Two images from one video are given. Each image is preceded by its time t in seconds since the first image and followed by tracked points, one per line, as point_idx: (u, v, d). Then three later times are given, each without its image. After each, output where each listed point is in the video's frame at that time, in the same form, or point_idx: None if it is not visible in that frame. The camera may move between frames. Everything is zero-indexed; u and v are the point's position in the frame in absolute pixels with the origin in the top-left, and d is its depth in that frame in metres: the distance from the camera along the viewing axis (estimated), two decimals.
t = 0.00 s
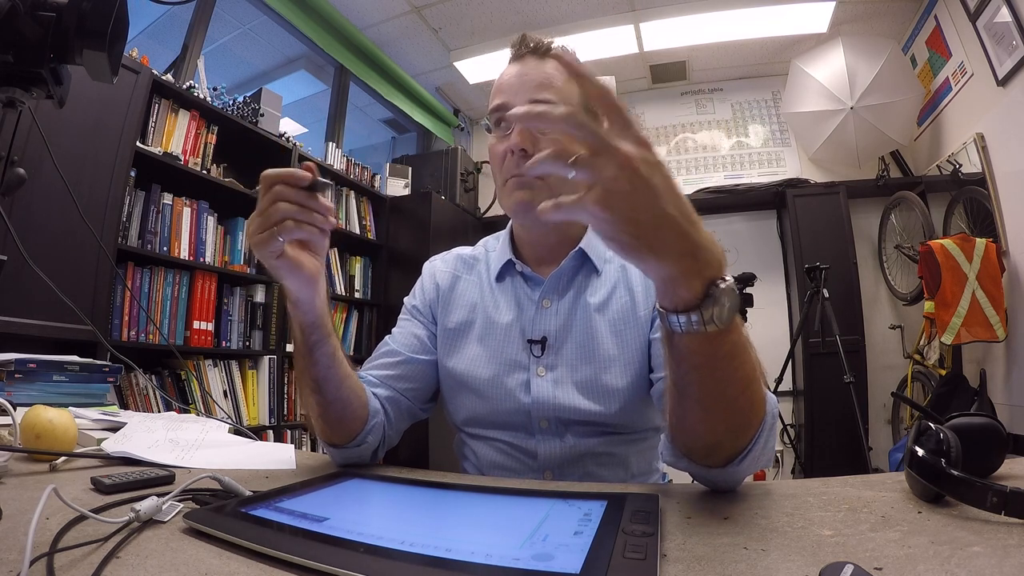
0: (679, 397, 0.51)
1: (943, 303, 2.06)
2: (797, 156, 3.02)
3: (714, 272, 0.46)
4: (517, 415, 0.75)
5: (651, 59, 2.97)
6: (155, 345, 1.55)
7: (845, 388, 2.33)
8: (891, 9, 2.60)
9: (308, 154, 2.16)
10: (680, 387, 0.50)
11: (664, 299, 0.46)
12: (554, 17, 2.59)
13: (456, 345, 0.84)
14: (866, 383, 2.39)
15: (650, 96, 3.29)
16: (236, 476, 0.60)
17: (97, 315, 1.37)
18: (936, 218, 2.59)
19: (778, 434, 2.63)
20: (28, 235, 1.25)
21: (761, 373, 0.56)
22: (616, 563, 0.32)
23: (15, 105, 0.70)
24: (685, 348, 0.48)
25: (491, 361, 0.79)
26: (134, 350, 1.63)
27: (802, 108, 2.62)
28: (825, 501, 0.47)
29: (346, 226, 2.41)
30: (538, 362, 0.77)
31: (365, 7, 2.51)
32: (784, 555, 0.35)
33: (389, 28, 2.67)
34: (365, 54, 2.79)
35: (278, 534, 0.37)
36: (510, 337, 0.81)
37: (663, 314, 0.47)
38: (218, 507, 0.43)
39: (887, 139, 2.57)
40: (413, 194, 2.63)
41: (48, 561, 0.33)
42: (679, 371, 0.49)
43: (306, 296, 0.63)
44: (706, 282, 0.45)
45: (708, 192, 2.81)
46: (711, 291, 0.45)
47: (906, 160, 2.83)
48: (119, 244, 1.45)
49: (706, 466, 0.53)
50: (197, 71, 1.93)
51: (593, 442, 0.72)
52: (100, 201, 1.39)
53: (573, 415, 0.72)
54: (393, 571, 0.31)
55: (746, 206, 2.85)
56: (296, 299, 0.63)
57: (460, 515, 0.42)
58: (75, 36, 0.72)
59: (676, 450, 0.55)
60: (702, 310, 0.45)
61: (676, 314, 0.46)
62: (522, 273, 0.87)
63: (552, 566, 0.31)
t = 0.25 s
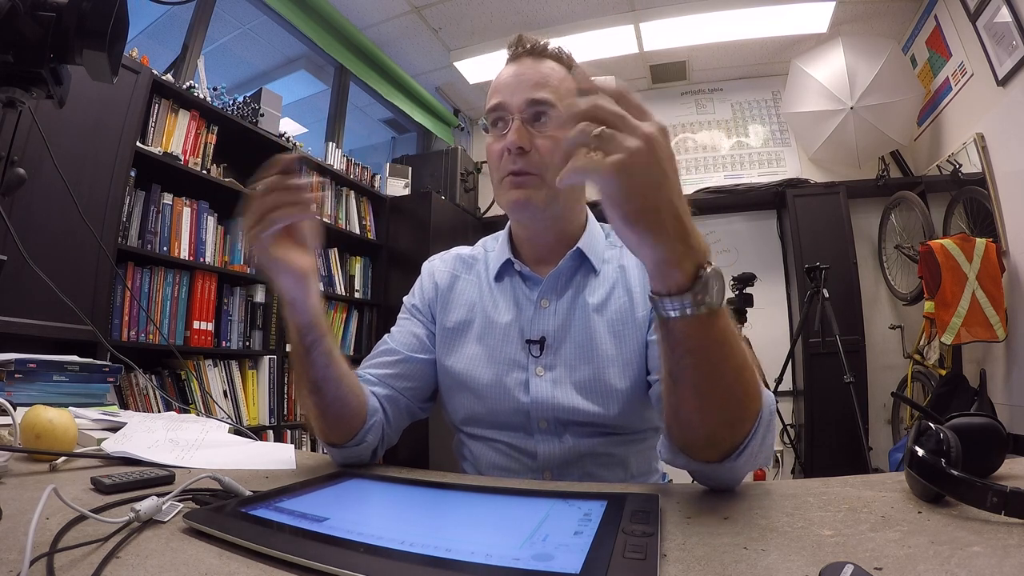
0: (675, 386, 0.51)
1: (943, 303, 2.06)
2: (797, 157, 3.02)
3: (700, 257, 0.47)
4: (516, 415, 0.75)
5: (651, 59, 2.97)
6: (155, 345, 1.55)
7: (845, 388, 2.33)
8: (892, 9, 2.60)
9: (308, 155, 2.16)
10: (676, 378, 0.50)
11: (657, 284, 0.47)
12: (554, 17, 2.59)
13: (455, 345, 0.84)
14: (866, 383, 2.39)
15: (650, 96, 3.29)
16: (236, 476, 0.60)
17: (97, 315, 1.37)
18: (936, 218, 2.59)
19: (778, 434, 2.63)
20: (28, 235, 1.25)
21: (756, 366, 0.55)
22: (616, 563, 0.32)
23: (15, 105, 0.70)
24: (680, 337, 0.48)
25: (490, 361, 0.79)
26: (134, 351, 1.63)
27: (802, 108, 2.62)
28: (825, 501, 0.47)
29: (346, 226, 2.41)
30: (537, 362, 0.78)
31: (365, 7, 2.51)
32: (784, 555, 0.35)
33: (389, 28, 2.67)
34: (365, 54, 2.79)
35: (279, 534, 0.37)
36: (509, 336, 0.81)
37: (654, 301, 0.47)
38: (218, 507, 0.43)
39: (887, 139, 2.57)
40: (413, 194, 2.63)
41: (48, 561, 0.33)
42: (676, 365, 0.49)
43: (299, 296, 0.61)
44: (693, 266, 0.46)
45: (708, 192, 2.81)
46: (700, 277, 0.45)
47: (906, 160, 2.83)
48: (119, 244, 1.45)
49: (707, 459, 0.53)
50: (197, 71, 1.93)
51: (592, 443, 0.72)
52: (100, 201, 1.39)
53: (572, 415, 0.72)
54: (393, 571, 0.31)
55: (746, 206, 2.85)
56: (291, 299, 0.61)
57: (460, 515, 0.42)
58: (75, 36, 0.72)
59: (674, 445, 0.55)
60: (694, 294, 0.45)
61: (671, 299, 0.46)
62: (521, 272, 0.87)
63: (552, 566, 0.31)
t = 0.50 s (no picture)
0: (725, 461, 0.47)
1: (943, 303, 2.06)
2: (797, 157, 3.02)
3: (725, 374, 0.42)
4: (517, 414, 0.75)
5: (651, 59, 2.97)
6: (155, 345, 1.55)
7: (845, 388, 2.33)
8: (892, 9, 2.60)
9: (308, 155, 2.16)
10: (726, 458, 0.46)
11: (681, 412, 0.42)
12: (554, 17, 2.59)
13: (456, 345, 0.85)
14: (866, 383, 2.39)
15: (650, 95, 3.29)
16: (237, 476, 0.60)
17: (97, 315, 1.37)
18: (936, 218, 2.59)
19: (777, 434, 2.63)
20: (28, 235, 1.25)
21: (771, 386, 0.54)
22: (616, 563, 0.32)
23: (15, 105, 0.70)
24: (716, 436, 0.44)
25: (492, 360, 0.79)
26: (134, 351, 1.63)
27: (802, 108, 2.62)
28: (825, 501, 0.47)
29: (346, 226, 2.41)
30: (539, 361, 0.78)
31: (365, 7, 2.51)
32: (785, 555, 0.35)
33: (389, 28, 2.67)
34: (365, 54, 2.79)
35: (279, 534, 0.37)
36: (511, 335, 0.81)
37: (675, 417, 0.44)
38: (218, 507, 0.43)
39: (887, 139, 2.57)
40: (413, 194, 2.63)
41: (48, 561, 0.33)
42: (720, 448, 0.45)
43: (308, 300, 0.63)
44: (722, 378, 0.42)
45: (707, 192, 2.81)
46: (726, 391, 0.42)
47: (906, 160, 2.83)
48: (119, 244, 1.45)
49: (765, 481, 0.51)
50: (197, 71, 1.93)
51: (593, 443, 0.72)
52: (100, 201, 1.39)
53: (572, 414, 0.72)
54: (393, 571, 0.31)
55: (746, 206, 2.85)
56: (297, 302, 0.63)
57: (460, 515, 0.42)
58: (75, 36, 0.72)
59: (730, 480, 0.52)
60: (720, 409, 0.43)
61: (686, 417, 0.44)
62: (523, 271, 0.87)
63: (552, 566, 0.31)
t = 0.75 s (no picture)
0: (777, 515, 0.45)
1: (943, 303, 2.06)
2: (797, 157, 3.02)
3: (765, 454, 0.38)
4: (524, 420, 0.75)
5: (651, 59, 2.97)
6: (155, 345, 1.55)
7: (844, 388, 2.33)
8: (891, 9, 2.60)
9: (308, 154, 2.16)
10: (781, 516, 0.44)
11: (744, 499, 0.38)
12: (554, 17, 2.60)
13: (463, 349, 0.84)
14: (866, 383, 2.39)
15: (650, 96, 3.29)
16: (236, 476, 0.60)
17: (97, 315, 1.37)
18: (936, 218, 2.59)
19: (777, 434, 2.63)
20: (28, 235, 1.25)
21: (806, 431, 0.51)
22: (617, 563, 0.32)
23: (16, 105, 0.70)
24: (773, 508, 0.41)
25: (501, 365, 0.79)
26: (134, 350, 1.63)
27: (802, 108, 2.62)
28: (825, 501, 0.47)
29: (346, 226, 2.42)
30: (548, 366, 0.77)
31: (365, 7, 2.51)
32: (784, 555, 0.35)
33: (389, 28, 2.67)
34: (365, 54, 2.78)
35: (279, 534, 0.37)
36: (521, 340, 0.80)
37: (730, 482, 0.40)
38: (218, 507, 0.43)
39: (887, 139, 2.57)
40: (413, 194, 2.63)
41: (48, 561, 0.33)
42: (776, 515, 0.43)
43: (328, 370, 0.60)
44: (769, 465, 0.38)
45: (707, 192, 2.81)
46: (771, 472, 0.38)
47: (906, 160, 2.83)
48: (119, 244, 1.45)
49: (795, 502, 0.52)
50: (197, 71, 1.93)
51: (598, 449, 0.72)
52: (100, 201, 1.40)
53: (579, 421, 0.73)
54: (393, 571, 0.31)
55: (746, 206, 2.85)
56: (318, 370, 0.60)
57: (460, 515, 0.42)
58: (75, 36, 0.72)
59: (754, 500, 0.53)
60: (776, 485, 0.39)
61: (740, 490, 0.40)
62: (532, 275, 0.85)
63: (552, 566, 0.31)
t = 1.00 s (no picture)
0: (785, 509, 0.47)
1: (943, 303, 2.06)
2: (797, 157, 3.02)
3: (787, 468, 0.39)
4: (526, 422, 0.75)
5: (651, 59, 2.97)
6: (155, 345, 1.55)
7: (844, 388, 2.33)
8: (891, 9, 2.60)
9: (307, 154, 2.16)
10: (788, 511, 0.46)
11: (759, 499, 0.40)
12: (553, 17, 2.60)
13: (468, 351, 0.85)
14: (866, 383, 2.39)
15: (650, 96, 3.29)
16: (237, 476, 0.60)
17: (97, 315, 1.37)
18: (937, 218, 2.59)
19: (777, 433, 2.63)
20: (28, 235, 1.25)
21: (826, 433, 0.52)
22: (617, 563, 0.32)
23: (16, 105, 0.70)
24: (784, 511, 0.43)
25: (505, 368, 0.80)
26: (134, 350, 1.63)
27: (802, 108, 2.62)
28: (824, 501, 0.47)
29: (346, 226, 2.42)
30: (553, 369, 0.77)
31: (365, 7, 2.51)
32: (784, 555, 0.35)
33: (390, 28, 2.66)
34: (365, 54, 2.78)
35: (279, 534, 0.37)
36: (527, 343, 0.80)
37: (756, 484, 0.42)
38: (218, 507, 0.43)
39: (887, 139, 2.57)
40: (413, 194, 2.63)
41: (48, 561, 0.33)
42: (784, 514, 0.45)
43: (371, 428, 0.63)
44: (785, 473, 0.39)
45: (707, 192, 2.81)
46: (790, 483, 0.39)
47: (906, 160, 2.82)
48: (119, 244, 1.45)
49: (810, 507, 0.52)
50: (197, 71, 1.93)
51: (598, 455, 0.72)
52: (100, 201, 1.40)
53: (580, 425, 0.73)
54: (394, 571, 0.31)
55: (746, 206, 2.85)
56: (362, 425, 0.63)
57: (461, 514, 0.42)
58: (75, 36, 0.72)
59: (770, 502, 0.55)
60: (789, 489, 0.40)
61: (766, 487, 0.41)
62: (541, 277, 0.84)
63: (552, 566, 0.31)
